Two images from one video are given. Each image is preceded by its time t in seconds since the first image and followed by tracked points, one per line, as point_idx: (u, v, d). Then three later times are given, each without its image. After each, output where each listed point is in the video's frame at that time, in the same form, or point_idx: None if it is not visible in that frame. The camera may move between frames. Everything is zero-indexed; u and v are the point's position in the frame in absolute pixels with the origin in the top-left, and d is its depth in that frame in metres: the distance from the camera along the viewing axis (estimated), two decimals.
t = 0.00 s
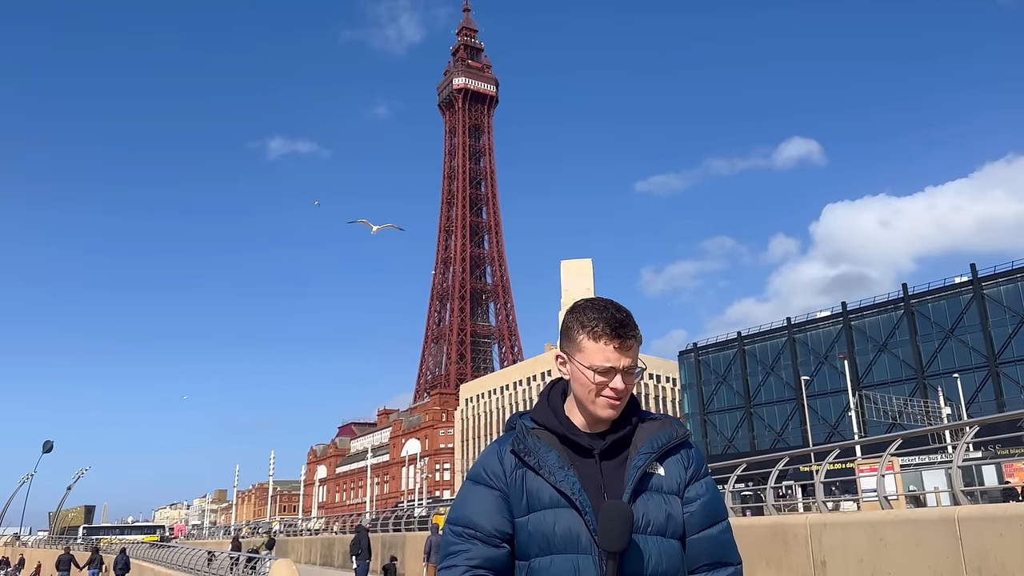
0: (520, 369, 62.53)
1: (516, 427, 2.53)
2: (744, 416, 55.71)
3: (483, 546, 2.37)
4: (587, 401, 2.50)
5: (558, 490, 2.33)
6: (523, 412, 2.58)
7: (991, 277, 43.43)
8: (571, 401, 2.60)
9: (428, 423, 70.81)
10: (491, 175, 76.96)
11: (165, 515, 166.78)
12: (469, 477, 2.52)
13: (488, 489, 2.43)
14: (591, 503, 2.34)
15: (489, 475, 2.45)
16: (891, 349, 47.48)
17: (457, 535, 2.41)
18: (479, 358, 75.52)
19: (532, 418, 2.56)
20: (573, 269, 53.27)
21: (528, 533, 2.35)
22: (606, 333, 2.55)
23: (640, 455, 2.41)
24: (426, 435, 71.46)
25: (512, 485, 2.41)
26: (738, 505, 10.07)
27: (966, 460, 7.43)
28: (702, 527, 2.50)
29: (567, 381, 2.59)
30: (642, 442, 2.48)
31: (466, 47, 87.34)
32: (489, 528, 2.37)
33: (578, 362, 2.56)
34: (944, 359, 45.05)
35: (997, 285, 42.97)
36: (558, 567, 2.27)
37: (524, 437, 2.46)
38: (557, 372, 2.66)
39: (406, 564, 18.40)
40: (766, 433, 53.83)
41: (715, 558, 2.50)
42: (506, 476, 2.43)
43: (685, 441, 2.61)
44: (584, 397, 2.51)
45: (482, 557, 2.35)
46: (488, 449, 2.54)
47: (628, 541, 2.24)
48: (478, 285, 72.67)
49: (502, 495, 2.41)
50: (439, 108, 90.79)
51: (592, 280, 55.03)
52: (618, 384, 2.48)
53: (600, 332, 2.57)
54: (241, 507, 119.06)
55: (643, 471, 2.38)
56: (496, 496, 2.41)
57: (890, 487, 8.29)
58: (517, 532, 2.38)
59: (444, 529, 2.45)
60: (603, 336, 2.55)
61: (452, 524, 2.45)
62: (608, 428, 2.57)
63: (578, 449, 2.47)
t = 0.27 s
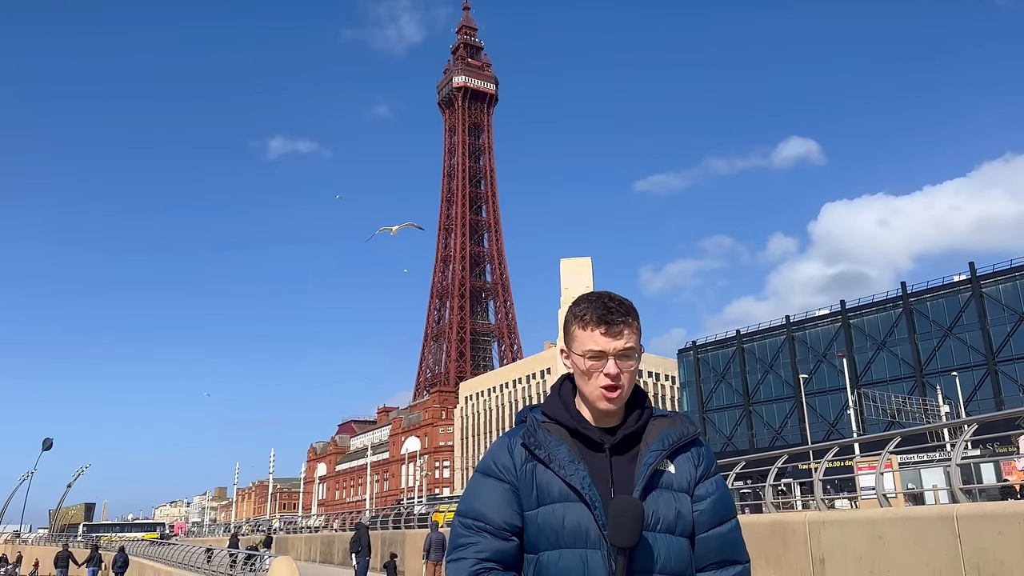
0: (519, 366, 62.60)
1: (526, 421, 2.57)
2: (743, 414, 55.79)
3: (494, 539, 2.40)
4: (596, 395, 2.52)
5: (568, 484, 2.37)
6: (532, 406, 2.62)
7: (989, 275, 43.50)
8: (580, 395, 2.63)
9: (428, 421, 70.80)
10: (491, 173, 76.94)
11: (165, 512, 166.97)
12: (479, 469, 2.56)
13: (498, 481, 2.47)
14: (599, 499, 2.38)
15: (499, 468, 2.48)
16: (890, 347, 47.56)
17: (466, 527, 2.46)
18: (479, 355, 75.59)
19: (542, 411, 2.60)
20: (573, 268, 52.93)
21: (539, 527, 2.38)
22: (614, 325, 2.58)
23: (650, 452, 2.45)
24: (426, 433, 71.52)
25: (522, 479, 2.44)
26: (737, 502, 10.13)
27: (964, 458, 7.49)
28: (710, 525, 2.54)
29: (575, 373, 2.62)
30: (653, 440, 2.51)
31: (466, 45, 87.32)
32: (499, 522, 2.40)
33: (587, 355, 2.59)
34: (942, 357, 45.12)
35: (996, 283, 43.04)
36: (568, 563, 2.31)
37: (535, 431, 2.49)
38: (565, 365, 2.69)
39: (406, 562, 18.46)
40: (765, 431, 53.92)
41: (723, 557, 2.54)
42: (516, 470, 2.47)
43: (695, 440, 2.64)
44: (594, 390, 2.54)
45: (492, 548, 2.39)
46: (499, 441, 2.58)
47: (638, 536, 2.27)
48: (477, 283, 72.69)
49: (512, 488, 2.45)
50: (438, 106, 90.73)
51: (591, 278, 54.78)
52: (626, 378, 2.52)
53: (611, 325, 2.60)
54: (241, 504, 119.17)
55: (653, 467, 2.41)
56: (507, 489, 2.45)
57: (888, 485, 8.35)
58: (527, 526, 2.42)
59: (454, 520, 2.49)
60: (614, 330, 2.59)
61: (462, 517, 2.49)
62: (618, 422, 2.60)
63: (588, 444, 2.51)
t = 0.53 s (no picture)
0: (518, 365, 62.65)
1: (521, 422, 2.58)
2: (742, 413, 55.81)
3: (489, 539, 2.41)
4: (590, 395, 2.52)
5: (561, 485, 2.38)
6: (527, 406, 2.63)
7: (989, 274, 43.54)
8: (574, 396, 2.63)
9: (427, 419, 70.65)
10: (490, 172, 76.91)
11: (164, 510, 167.07)
12: (474, 472, 2.57)
13: (493, 482, 2.48)
14: (594, 498, 2.39)
15: (494, 469, 2.50)
16: (888, 346, 47.63)
17: (461, 529, 2.47)
18: (478, 354, 75.64)
19: (537, 412, 2.60)
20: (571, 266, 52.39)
21: (533, 527, 2.40)
22: (604, 325, 2.60)
23: (645, 451, 2.46)
24: (425, 431, 71.52)
25: (516, 480, 2.45)
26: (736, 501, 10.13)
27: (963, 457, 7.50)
28: (706, 522, 2.55)
29: (568, 374, 2.62)
30: (648, 439, 2.52)
31: (465, 44, 87.28)
32: (494, 523, 2.41)
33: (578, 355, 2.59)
34: (941, 356, 45.16)
35: (995, 282, 43.08)
36: (563, 562, 2.32)
37: (529, 431, 2.50)
38: (558, 367, 2.69)
39: (405, 561, 18.50)
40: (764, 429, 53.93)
41: (720, 555, 2.55)
42: (510, 471, 2.48)
43: (690, 438, 2.66)
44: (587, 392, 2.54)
45: (486, 551, 2.40)
46: (493, 442, 2.58)
47: (631, 536, 2.29)
48: (477, 282, 72.65)
49: (507, 489, 2.47)
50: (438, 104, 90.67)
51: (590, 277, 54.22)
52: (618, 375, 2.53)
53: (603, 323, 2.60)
54: (241, 503, 119.17)
55: (647, 465, 2.42)
56: (502, 490, 2.46)
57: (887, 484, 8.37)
58: (523, 527, 2.43)
59: (450, 522, 2.50)
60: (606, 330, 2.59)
61: (457, 518, 2.50)
62: (611, 422, 2.62)
63: (582, 444, 2.51)
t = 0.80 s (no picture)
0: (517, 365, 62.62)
1: (512, 425, 2.54)
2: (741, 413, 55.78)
3: (481, 543, 2.37)
4: (582, 396, 2.49)
5: (553, 488, 2.34)
6: (519, 409, 2.59)
7: (989, 274, 43.50)
8: (566, 398, 2.59)
9: (427, 419, 70.44)
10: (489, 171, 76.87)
11: (163, 510, 167.00)
12: (465, 475, 2.53)
13: (484, 486, 2.45)
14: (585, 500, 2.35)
15: (485, 473, 2.46)
16: (888, 346, 47.60)
17: (454, 533, 2.43)
18: (478, 353, 75.60)
19: (528, 415, 2.56)
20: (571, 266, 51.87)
21: (525, 531, 2.36)
22: (596, 327, 2.55)
23: (636, 452, 2.43)
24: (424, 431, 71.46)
25: (508, 483, 2.42)
26: (735, 501, 10.09)
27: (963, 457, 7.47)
28: (700, 522, 2.51)
29: (560, 376, 2.59)
30: (639, 439, 2.48)
31: (465, 43, 87.23)
32: (486, 526, 2.38)
33: (569, 355, 2.55)
34: (941, 356, 45.13)
35: (995, 282, 43.04)
36: (556, 565, 2.28)
37: (520, 434, 2.47)
38: (551, 368, 2.65)
39: (404, 560, 18.47)
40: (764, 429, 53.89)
41: (714, 554, 2.51)
42: (502, 474, 2.45)
43: (684, 437, 2.61)
44: (579, 393, 2.50)
45: (479, 554, 2.37)
46: (484, 445, 2.55)
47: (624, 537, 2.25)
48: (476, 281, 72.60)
49: (499, 493, 2.43)
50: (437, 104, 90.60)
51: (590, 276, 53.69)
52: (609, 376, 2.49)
53: (595, 324, 2.57)
54: (240, 502, 119.10)
55: (639, 466, 2.39)
56: (493, 494, 2.42)
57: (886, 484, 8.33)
58: (514, 531, 2.39)
59: (441, 526, 2.46)
60: (598, 330, 2.56)
61: (450, 523, 2.46)
62: (604, 422, 2.58)
63: (573, 446, 2.48)
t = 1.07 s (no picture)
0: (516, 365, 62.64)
1: (510, 426, 2.53)
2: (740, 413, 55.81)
3: (480, 543, 2.37)
4: (583, 396, 2.49)
5: (552, 487, 2.34)
6: (517, 410, 2.58)
7: (987, 275, 43.51)
8: (566, 397, 2.59)
9: (426, 420, 70.46)
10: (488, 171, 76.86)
11: (162, 509, 166.91)
12: (463, 476, 2.52)
13: (483, 486, 2.44)
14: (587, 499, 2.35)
15: (483, 473, 2.46)
16: (887, 347, 47.63)
17: (453, 533, 2.42)
18: (477, 354, 75.58)
19: (527, 415, 2.55)
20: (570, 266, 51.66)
21: (524, 531, 2.35)
22: (598, 327, 2.55)
23: (635, 450, 2.42)
24: (423, 431, 71.45)
25: (506, 483, 2.41)
26: (734, 501, 10.08)
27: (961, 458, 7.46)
28: (699, 521, 2.51)
29: (561, 376, 2.58)
30: (636, 438, 2.47)
31: (465, 43, 87.26)
32: (485, 526, 2.37)
33: (570, 354, 2.55)
34: (940, 357, 45.15)
35: (994, 283, 43.07)
36: (554, 564, 2.27)
37: (518, 433, 2.46)
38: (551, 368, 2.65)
39: (403, 560, 18.46)
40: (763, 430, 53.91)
41: (713, 552, 2.51)
42: (501, 474, 2.44)
43: (681, 436, 2.61)
44: (579, 392, 2.50)
45: (479, 554, 2.36)
46: (481, 446, 2.54)
47: (625, 535, 2.24)
48: (475, 282, 72.59)
49: (498, 493, 2.42)
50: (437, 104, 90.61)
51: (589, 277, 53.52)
52: (609, 374, 2.49)
53: (596, 324, 2.56)
54: (239, 502, 119.02)
55: (638, 465, 2.38)
56: (492, 494, 2.42)
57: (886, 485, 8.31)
58: (513, 531, 2.38)
59: (440, 527, 2.45)
60: (598, 330, 2.56)
61: (449, 522, 2.45)
62: (602, 422, 2.57)
63: (571, 444, 2.47)
